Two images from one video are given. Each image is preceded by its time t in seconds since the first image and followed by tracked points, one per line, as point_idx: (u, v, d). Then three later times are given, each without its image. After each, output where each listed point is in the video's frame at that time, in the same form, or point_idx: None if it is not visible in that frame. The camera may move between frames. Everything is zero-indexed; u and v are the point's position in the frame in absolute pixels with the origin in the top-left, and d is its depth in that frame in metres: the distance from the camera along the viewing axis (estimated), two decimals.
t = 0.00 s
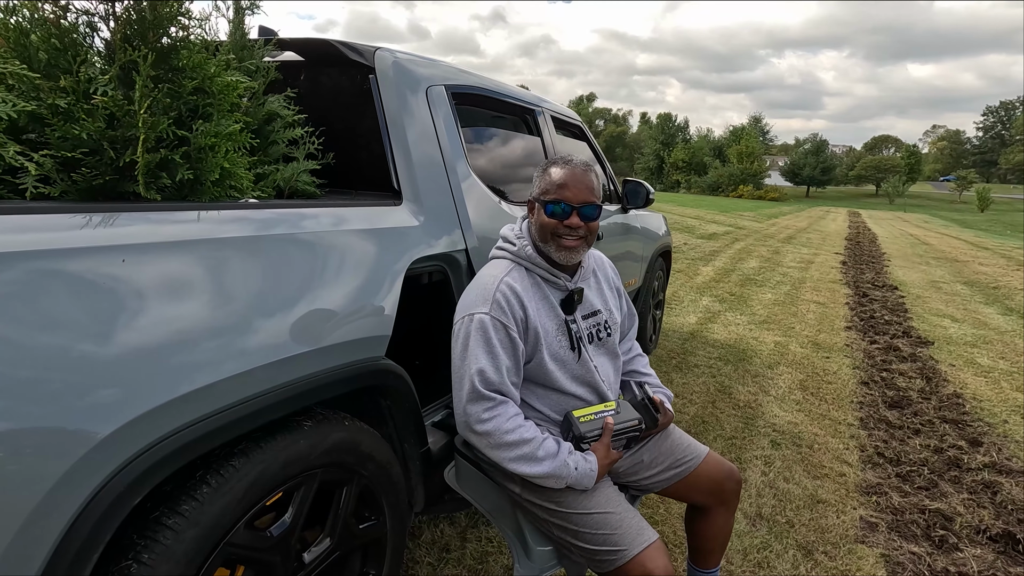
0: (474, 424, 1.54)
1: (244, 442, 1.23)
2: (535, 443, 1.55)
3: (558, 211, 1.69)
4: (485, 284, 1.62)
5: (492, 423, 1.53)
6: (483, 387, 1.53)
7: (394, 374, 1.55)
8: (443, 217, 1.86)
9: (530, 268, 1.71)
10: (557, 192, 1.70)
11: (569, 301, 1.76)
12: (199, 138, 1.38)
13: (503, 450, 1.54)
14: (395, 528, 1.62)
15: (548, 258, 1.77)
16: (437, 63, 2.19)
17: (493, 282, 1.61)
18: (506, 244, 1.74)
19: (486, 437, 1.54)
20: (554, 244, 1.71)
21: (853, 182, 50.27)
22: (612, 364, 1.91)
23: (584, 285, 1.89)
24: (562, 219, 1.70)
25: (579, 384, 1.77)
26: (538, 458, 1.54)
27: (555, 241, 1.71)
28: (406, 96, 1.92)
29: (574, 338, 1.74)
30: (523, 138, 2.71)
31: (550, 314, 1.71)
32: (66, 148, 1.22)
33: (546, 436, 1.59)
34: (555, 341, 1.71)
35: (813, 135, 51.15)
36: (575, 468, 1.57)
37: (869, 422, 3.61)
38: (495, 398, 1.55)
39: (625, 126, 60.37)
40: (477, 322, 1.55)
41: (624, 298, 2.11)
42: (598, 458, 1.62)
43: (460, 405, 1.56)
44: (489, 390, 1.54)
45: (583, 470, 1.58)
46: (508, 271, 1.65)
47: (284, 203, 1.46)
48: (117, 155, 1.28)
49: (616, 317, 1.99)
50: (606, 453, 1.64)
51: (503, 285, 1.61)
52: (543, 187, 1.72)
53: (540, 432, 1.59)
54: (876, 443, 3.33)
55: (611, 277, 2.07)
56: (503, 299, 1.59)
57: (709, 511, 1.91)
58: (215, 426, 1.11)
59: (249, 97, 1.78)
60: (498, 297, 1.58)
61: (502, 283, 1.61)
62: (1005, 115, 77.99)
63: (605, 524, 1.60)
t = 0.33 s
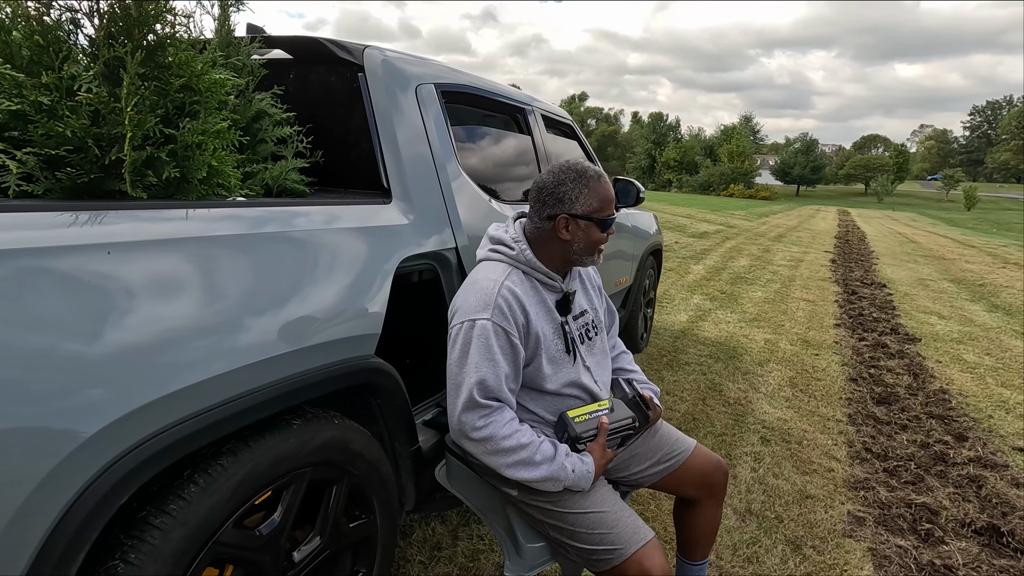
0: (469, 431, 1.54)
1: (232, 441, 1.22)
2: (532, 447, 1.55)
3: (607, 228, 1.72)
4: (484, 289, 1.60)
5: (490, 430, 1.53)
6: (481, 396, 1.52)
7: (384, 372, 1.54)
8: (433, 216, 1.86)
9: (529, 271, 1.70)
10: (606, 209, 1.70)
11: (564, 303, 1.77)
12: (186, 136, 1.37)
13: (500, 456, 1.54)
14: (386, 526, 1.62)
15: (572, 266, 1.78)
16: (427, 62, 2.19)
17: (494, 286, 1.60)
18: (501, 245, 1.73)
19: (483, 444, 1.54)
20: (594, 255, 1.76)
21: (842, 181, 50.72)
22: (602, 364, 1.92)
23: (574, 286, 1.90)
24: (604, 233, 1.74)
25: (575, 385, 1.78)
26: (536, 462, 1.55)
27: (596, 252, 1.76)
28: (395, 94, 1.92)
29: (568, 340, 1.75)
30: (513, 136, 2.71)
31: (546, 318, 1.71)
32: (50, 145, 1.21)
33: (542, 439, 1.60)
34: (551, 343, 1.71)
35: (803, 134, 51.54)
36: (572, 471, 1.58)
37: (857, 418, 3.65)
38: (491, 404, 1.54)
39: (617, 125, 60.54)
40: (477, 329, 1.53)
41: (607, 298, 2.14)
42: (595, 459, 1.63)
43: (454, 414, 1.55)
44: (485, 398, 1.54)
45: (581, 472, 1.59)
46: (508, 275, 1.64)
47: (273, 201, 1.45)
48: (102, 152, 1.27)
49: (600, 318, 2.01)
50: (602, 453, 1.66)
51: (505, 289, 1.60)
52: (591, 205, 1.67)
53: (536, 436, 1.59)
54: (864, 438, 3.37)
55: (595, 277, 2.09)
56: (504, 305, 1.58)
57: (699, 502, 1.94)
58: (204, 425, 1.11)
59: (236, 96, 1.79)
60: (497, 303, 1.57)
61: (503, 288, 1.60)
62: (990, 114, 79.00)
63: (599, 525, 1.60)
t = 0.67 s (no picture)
0: (458, 428, 1.54)
1: (217, 440, 1.21)
2: (520, 440, 1.56)
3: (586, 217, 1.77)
4: (470, 286, 1.59)
5: (478, 424, 1.53)
6: (469, 393, 1.52)
7: (371, 370, 1.54)
8: (420, 213, 1.86)
9: (513, 265, 1.70)
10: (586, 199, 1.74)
11: (547, 294, 1.78)
12: (168, 133, 1.37)
13: (489, 450, 1.54)
14: (375, 524, 1.62)
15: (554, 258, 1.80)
16: (415, 59, 2.18)
17: (479, 283, 1.59)
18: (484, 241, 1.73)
19: (472, 439, 1.54)
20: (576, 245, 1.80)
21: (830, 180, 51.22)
22: (585, 355, 1.93)
23: (557, 277, 1.91)
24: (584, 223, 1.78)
25: (561, 376, 1.79)
26: (524, 453, 1.56)
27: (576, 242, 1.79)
28: (383, 91, 1.91)
29: (553, 331, 1.76)
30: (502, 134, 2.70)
31: (531, 310, 1.71)
32: (28, 141, 1.20)
33: (529, 431, 1.60)
34: (537, 335, 1.71)
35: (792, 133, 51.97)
36: (559, 460, 1.59)
37: (843, 414, 3.69)
38: (479, 399, 1.54)
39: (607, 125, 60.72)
40: (463, 326, 1.53)
41: (586, 287, 2.14)
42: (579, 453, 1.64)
43: (442, 412, 1.55)
44: (472, 393, 1.53)
45: (568, 461, 1.60)
46: (491, 271, 1.64)
47: (259, 198, 1.44)
48: (82, 148, 1.26)
49: (582, 307, 2.02)
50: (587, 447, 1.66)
51: (489, 286, 1.60)
52: (574, 197, 1.71)
53: (523, 428, 1.60)
54: (850, 434, 3.41)
55: (574, 267, 2.09)
56: (490, 301, 1.58)
57: (681, 485, 1.96)
58: (189, 424, 1.10)
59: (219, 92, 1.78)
60: (482, 299, 1.57)
61: (487, 285, 1.60)
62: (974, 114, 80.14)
63: (579, 514, 1.61)
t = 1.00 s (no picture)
0: (432, 416, 1.55)
1: (201, 440, 1.21)
2: (491, 432, 1.56)
3: (557, 212, 1.76)
4: (446, 278, 1.61)
5: (451, 414, 1.54)
6: (442, 380, 1.53)
7: (359, 371, 1.54)
8: (406, 213, 1.86)
9: (489, 260, 1.71)
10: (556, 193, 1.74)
11: (527, 290, 1.78)
12: (150, 133, 1.37)
13: (462, 440, 1.55)
14: (362, 525, 1.62)
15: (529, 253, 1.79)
16: (402, 59, 2.18)
17: (455, 276, 1.61)
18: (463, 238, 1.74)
19: (445, 428, 1.55)
20: (550, 241, 1.78)
21: (819, 179, 51.69)
22: (568, 353, 1.93)
23: (539, 274, 1.91)
24: (556, 218, 1.77)
25: (540, 372, 1.80)
26: (496, 445, 1.56)
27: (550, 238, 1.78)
28: (368, 90, 1.91)
29: (532, 328, 1.76)
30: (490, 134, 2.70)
31: (509, 306, 1.72)
32: (5, 141, 1.18)
33: (503, 424, 1.61)
34: (516, 330, 1.71)
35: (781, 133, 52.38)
36: (530, 453, 1.60)
37: (829, 411, 3.73)
38: (453, 389, 1.55)
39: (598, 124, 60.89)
40: (439, 317, 1.55)
41: (572, 286, 2.15)
42: (552, 449, 1.64)
43: (418, 399, 1.56)
44: (447, 382, 1.54)
45: (540, 456, 1.61)
46: (468, 265, 1.66)
47: (245, 198, 1.43)
48: (61, 148, 1.25)
49: (566, 305, 2.03)
50: (560, 445, 1.65)
51: (465, 278, 1.61)
52: (541, 189, 1.72)
53: (497, 421, 1.60)
54: (836, 431, 3.45)
55: (559, 266, 2.10)
56: (465, 293, 1.59)
57: (668, 489, 1.97)
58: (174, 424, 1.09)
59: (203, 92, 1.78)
60: (457, 291, 1.58)
61: (463, 277, 1.61)
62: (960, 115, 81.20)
63: (550, 512, 1.61)
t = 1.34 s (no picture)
0: (414, 412, 1.55)
1: (188, 443, 1.20)
2: (472, 429, 1.56)
3: (501, 208, 1.71)
4: (426, 276, 1.62)
5: (431, 409, 1.54)
6: (423, 375, 1.53)
7: (349, 372, 1.53)
8: (395, 213, 1.85)
9: (470, 259, 1.71)
10: (504, 188, 1.71)
11: (509, 291, 1.78)
12: (134, 134, 1.36)
13: (443, 437, 1.55)
14: (351, 527, 1.61)
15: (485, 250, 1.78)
16: (392, 59, 2.18)
17: (433, 273, 1.62)
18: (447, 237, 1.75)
19: (426, 425, 1.55)
20: (495, 239, 1.73)
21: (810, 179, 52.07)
22: (553, 354, 1.93)
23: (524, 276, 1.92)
24: (502, 216, 1.71)
25: (523, 373, 1.79)
26: (478, 443, 1.56)
27: (495, 235, 1.72)
28: (357, 89, 1.90)
29: (514, 329, 1.76)
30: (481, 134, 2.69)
31: (490, 306, 1.72)
32: None
33: (486, 423, 1.61)
34: (497, 329, 1.72)
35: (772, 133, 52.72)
36: (511, 452, 1.60)
37: (819, 410, 3.76)
38: (434, 385, 1.55)
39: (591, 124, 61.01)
40: (418, 314, 1.55)
41: (562, 289, 2.15)
42: (535, 449, 1.64)
43: (401, 395, 1.56)
44: (427, 378, 1.55)
45: (522, 456, 1.61)
46: (448, 262, 1.66)
47: (232, 199, 1.42)
48: (42, 149, 1.24)
49: (553, 307, 2.03)
50: (543, 445, 1.65)
51: (444, 275, 1.62)
52: (491, 182, 1.73)
53: (479, 420, 1.60)
54: (826, 429, 3.47)
55: (548, 268, 2.10)
56: (444, 291, 1.60)
57: (657, 490, 1.98)
58: (162, 426, 1.08)
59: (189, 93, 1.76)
60: (436, 289, 1.59)
61: (442, 274, 1.62)
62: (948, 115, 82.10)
63: (535, 513, 1.62)
